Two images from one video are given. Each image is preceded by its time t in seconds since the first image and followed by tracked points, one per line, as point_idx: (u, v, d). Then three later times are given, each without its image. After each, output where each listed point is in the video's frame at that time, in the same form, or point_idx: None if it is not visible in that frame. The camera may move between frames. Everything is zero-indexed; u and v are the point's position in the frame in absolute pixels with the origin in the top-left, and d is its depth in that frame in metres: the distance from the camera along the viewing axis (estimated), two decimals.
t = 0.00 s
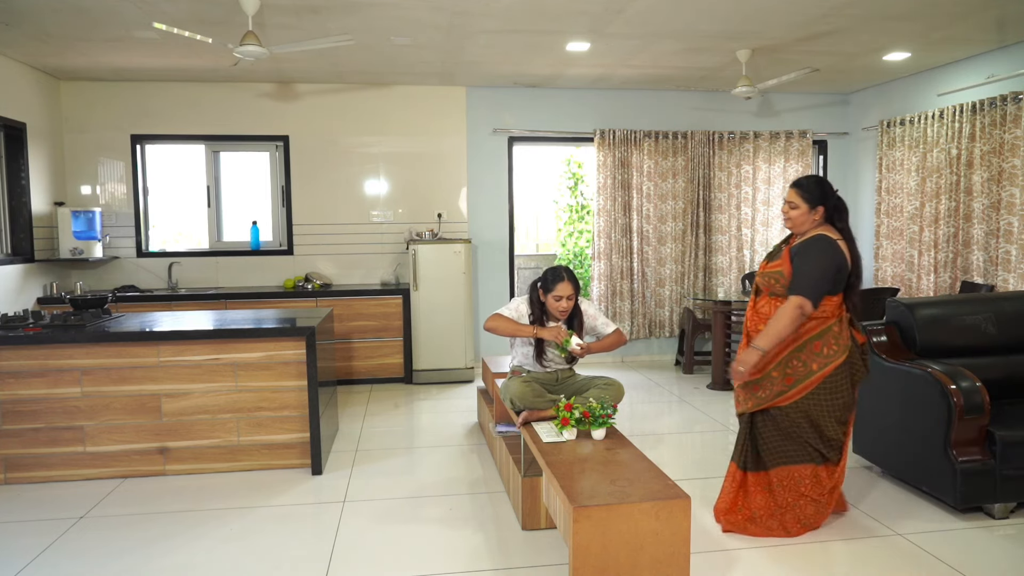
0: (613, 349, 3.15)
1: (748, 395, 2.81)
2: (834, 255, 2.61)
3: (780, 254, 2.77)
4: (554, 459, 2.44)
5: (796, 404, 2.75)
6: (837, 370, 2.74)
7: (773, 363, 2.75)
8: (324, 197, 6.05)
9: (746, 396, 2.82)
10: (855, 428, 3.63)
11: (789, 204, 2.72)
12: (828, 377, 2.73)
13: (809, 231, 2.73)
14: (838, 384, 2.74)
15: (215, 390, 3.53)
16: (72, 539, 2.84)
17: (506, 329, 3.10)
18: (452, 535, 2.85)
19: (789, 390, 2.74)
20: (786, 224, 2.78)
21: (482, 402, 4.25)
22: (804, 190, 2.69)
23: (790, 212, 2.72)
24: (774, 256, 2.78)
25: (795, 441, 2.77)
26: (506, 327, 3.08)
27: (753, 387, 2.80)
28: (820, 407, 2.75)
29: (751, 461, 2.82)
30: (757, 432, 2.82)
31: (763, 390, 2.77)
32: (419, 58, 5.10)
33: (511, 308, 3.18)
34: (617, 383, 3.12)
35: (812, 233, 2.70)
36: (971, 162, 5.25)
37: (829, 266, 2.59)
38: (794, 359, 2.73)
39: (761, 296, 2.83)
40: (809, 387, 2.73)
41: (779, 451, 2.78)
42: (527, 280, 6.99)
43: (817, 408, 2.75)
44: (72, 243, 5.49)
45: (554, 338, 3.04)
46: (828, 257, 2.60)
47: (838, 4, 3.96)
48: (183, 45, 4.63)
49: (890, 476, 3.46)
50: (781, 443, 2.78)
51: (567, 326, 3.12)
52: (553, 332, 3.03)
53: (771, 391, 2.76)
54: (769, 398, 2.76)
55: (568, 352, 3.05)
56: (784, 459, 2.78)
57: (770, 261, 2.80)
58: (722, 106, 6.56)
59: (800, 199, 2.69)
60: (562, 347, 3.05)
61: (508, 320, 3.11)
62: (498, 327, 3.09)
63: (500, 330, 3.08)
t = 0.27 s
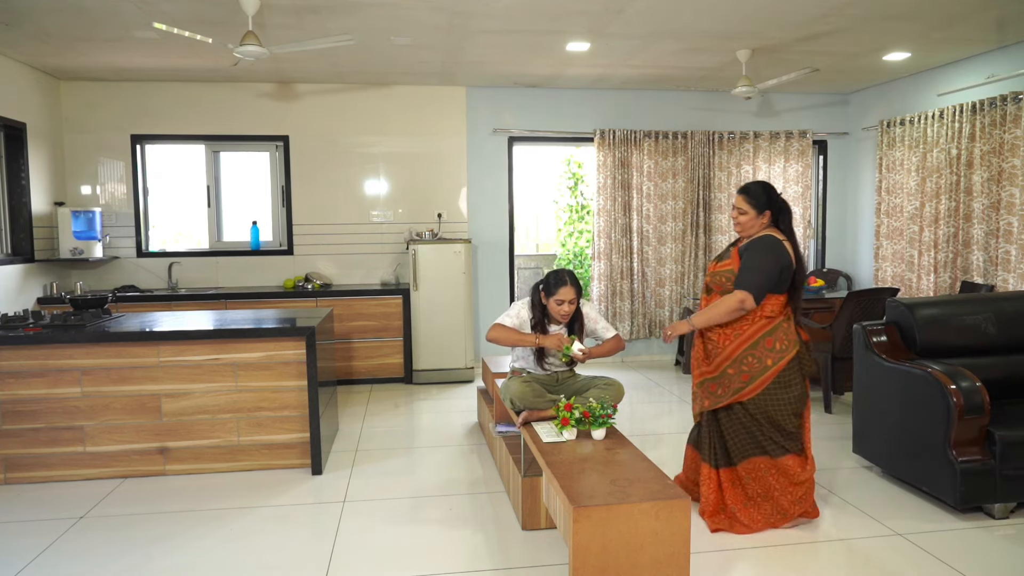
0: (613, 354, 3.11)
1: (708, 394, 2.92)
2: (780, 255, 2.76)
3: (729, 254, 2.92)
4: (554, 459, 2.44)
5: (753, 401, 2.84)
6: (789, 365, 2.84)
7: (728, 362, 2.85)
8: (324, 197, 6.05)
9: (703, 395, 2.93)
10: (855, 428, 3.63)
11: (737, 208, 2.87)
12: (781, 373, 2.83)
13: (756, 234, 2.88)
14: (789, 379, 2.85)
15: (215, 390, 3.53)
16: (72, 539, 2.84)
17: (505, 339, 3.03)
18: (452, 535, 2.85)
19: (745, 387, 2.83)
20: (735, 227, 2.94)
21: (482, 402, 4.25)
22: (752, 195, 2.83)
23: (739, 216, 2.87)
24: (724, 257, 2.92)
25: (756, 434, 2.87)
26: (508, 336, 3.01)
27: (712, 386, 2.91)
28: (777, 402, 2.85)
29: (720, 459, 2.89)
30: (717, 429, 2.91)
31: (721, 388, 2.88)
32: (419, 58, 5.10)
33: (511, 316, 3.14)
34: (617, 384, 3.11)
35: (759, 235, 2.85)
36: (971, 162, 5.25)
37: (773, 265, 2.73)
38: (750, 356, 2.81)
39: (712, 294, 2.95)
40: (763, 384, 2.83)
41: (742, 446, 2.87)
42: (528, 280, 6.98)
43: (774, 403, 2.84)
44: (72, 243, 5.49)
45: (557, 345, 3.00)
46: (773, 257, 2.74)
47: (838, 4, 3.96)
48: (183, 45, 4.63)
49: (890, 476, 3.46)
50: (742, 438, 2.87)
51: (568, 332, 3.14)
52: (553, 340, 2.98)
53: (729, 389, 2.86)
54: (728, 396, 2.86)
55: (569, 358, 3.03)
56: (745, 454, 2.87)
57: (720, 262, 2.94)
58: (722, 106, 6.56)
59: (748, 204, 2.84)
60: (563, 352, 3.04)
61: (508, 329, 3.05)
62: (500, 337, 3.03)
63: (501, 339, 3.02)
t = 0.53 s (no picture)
0: (614, 360, 3.12)
1: (670, 386, 2.97)
2: (748, 250, 2.81)
3: (693, 254, 2.95)
4: (554, 459, 2.44)
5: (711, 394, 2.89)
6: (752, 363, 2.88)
7: (697, 356, 2.87)
8: (324, 197, 6.05)
9: (666, 389, 3.01)
10: (856, 428, 3.63)
11: (698, 207, 2.90)
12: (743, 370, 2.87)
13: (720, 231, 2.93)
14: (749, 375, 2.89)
15: (215, 390, 3.53)
16: (72, 539, 2.84)
17: (503, 349, 3.02)
18: (451, 535, 2.85)
19: (708, 381, 2.87)
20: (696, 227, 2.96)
21: (482, 402, 4.25)
22: (711, 194, 2.88)
23: (700, 215, 2.91)
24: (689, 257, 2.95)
25: (711, 426, 2.94)
26: (509, 349, 3.00)
27: (675, 379, 2.95)
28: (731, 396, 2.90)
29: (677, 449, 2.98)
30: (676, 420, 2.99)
31: (684, 380, 2.92)
32: (418, 58, 5.10)
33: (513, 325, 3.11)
34: (617, 384, 3.10)
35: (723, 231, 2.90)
36: (971, 162, 5.25)
37: (747, 258, 2.79)
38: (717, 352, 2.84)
39: (680, 295, 2.95)
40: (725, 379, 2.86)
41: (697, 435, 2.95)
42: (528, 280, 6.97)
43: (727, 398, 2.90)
44: (72, 243, 5.49)
45: (559, 357, 2.95)
46: (745, 251, 2.80)
47: (838, 4, 3.96)
48: (183, 45, 4.63)
49: (890, 476, 3.46)
50: (697, 429, 2.94)
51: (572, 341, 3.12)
52: (555, 353, 2.94)
53: (691, 382, 2.90)
54: (690, 389, 2.91)
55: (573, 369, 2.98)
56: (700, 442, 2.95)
57: (685, 262, 2.96)
58: (722, 106, 6.56)
59: (708, 202, 2.89)
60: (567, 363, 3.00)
61: (508, 339, 3.04)
62: (500, 350, 3.02)
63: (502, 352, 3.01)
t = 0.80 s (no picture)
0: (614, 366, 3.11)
1: (651, 388, 3.13)
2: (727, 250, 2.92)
3: (672, 254, 3.04)
4: (555, 459, 2.44)
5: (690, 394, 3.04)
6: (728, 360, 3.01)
7: (675, 357, 3.02)
8: (324, 197, 6.05)
9: (646, 390, 3.15)
10: (856, 428, 3.63)
11: (675, 211, 2.97)
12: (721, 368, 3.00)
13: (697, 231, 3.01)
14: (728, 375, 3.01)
15: (215, 390, 3.53)
16: (72, 539, 2.84)
17: (507, 360, 3.00)
18: (451, 535, 2.85)
19: (687, 381, 3.01)
20: (674, 229, 3.04)
21: (482, 402, 4.25)
22: (687, 197, 2.95)
23: (678, 218, 2.98)
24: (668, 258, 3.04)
25: (685, 423, 3.10)
26: (513, 360, 2.96)
27: (656, 380, 3.11)
28: (709, 395, 3.06)
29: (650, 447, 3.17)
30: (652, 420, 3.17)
31: (665, 381, 3.07)
32: (418, 58, 5.10)
33: (516, 335, 3.03)
34: (616, 383, 3.10)
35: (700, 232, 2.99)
36: (971, 162, 5.25)
37: (726, 259, 2.89)
38: (693, 351, 2.98)
39: (659, 295, 3.07)
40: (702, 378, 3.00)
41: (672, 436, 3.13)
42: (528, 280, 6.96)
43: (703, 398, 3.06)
44: (72, 242, 5.49)
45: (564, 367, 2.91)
46: (723, 252, 2.89)
47: (838, 4, 3.96)
48: (183, 45, 4.63)
49: (890, 476, 3.46)
50: (671, 421, 3.12)
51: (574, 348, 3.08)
52: (560, 364, 2.90)
53: (671, 382, 3.05)
54: (670, 390, 3.06)
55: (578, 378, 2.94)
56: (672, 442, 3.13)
57: (664, 262, 3.06)
58: (722, 106, 6.56)
59: (684, 205, 2.96)
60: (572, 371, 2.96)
61: (512, 350, 3.00)
62: (506, 361, 2.98)
63: (507, 363, 2.97)
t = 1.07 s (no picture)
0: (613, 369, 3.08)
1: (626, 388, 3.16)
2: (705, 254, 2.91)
3: (652, 252, 3.03)
4: (555, 459, 2.44)
5: (666, 394, 3.07)
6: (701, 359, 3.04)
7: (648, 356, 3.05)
8: (324, 197, 6.05)
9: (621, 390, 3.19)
10: (856, 428, 3.62)
11: (660, 211, 2.91)
12: (693, 367, 3.03)
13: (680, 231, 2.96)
14: (701, 373, 3.05)
15: (215, 390, 3.53)
16: (72, 539, 2.84)
17: (508, 363, 2.99)
18: (451, 535, 2.86)
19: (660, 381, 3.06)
20: (657, 227, 2.97)
21: (482, 402, 4.25)
22: (671, 198, 2.88)
23: (661, 219, 2.91)
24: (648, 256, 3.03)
25: (667, 425, 3.10)
26: (515, 364, 2.94)
27: (630, 380, 3.14)
28: (687, 394, 3.07)
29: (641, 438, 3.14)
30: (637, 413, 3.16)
31: (637, 381, 3.11)
32: (418, 58, 5.09)
33: (517, 336, 3.02)
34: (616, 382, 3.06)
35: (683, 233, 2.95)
36: (971, 162, 5.25)
37: (704, 264, 2.88)
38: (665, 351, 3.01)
39: (635, 291, 3.10)
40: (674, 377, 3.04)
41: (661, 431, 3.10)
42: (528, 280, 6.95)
43: (683, 397, 3.07)
44: (72, 243, 5.49)
45: (565, 371, 2.89)
46: (701, 256, 2.88)
47: (838, 4, 3.96)
48: (183, 45, 4.63)
49: (890, 476, 3.46)
50: (655, 425, 3.11)
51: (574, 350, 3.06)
52: (560, 367, 2.88)
53: (645, 382, 3.09)
54: (644, 389, 3.10)
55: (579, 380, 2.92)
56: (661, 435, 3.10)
57: (643, 260, 3.05)
58: (722, 106, 6.56)
59: (668, 205, 2.90)
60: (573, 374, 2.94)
61: (513, 353, 2.99)
62: (507, 364, 2.96)
63: (508, 366, 2.96)
